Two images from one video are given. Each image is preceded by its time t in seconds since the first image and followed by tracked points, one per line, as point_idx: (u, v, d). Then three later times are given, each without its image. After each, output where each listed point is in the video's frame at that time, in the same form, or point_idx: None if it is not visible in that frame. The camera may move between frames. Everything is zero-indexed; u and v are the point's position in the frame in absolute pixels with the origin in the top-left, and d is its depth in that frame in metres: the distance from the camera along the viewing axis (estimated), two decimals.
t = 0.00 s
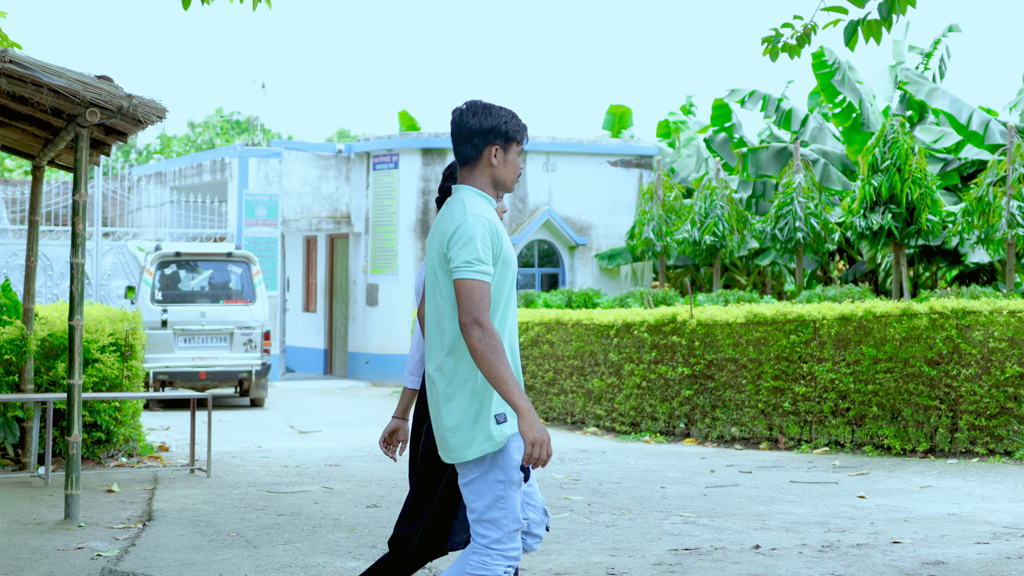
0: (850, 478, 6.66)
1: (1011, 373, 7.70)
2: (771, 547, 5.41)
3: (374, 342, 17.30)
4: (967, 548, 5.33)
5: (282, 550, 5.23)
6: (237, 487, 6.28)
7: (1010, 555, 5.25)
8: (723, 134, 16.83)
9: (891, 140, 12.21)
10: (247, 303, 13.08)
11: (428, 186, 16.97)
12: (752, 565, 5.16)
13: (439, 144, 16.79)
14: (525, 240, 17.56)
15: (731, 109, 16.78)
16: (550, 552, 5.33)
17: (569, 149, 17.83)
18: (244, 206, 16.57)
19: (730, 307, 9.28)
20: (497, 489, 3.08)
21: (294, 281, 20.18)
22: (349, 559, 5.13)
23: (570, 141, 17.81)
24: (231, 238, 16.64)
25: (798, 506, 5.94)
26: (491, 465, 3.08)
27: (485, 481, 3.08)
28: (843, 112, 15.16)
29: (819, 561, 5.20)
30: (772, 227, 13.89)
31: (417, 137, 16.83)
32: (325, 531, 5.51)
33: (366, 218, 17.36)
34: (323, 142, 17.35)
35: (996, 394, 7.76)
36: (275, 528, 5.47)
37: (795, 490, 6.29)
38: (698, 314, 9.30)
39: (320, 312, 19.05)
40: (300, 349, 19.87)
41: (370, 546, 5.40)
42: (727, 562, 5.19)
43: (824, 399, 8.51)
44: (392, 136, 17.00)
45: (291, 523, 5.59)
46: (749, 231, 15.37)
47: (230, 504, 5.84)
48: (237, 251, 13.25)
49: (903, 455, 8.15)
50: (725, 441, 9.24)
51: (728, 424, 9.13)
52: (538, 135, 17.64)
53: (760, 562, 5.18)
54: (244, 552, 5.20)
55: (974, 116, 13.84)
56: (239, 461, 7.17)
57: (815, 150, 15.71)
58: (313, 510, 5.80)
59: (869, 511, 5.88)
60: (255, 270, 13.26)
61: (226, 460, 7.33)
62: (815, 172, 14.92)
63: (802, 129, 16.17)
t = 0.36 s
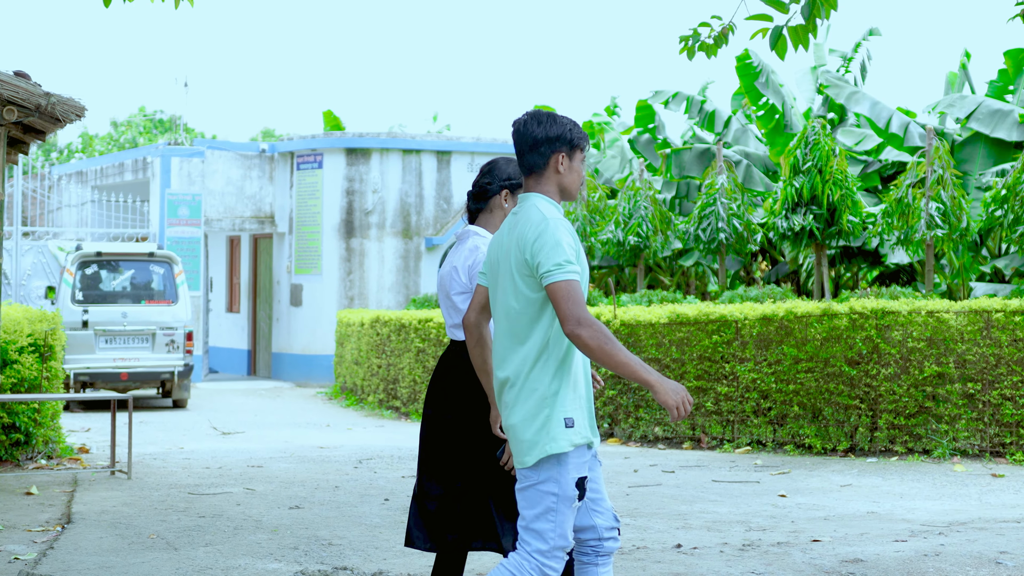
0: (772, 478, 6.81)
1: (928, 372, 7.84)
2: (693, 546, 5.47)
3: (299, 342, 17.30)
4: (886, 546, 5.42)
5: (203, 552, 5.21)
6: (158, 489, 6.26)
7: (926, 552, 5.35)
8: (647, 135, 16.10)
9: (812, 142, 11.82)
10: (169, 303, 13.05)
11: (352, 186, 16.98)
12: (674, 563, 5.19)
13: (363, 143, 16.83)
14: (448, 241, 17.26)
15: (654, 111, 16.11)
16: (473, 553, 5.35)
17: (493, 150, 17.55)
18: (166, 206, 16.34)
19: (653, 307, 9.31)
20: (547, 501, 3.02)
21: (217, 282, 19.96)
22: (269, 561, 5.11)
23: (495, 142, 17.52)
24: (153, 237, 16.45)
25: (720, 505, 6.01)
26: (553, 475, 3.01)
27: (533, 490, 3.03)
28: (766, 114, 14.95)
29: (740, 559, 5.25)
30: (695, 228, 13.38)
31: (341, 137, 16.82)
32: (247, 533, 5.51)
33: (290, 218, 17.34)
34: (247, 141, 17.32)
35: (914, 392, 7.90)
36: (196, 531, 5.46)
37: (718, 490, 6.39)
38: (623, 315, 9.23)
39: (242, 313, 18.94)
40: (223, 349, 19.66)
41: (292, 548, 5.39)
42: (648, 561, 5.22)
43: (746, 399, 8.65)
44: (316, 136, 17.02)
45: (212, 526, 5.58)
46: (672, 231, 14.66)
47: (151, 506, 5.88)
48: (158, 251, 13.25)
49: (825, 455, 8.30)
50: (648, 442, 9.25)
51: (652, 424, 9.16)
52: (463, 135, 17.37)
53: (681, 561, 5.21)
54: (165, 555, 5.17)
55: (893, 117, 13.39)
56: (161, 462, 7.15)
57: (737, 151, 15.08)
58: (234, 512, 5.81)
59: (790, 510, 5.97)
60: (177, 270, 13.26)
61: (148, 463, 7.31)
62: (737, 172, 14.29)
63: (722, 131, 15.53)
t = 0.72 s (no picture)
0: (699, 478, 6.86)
1: (853, 372, 8.00)
2: (621, 546, 5.50)
3: (226, 343, 17.16)
4: (811, 544, 5.48)
5: (129, 554, 5.17)
6: (82, 492, 6.22)
7: (851, 550, 5.42)
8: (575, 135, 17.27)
9: (739, 143, 12.09)
10: (95, 304, 13.01)
11: (280, 186, 16.87)
12: (601, 562, 5.21)
13: (292, 143, 16.79)
14: (377, 240, 17.24)
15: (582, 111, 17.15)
16: (400, 553, 5.34)
17: (423, 150, 17.57)
18: (91, 205, 16.31)
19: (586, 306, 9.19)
20: (675, 480, 3.19)
21: (145, 282, 19.84)
22: (196, 564, 5.07)
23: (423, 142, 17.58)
24: (79, 238, 16.38)
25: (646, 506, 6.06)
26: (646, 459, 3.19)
27: (649, 477, 3.18)
28: (695, 115, 15.60)
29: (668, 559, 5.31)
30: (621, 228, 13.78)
31: (269, 137, 16.76)
32: (173, 535, 5.48)
33: (218, 218, 17.26)
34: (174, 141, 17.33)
35: (839, 392, 8.05)
36: (120, 534, 5.42)
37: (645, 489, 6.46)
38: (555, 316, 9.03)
39: (170, 314, 18.82)
40: (151, 350, 19.58)
41: (218, 550, 5.36)
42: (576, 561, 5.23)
43: (672, 399, 8.55)
44: (244, 135, 16.93)
45: (138, 528, 5.55)
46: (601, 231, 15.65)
47: (75, 509, 5.86)
48: (84, 251, 13.20)
49: (752, 453, 8.38)
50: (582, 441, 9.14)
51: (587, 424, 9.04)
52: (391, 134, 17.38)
53: (609, 560, 5.23)
54: (90, 558, 5.13)
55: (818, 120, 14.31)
56: (86, 464, 7.11)
57: (667, 152, 16.00)
58: (160, 515, 5.80)
59: (717, 510, 6.04)
60: (103, 271, 13.25)
61: (73, 465, 7.27)
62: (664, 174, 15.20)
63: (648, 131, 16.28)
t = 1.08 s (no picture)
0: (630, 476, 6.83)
1: (783, 371, 8.08)
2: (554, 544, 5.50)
3: (157, 343, 17.05)
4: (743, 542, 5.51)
5: (58, 556, 5.12)
6: (11, 493, 6.17)
7: (783, 547, 5.46)
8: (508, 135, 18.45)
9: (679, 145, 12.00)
10: (23, 303, 13.03)
11: (210, 184, 16.80)
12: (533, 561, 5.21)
13: (223, 142, 16.67)
14: (309, 240, 17.20)
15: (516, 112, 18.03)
16: (333, 553, 5.32)
17: (355, 149, 17.52)
18: (20, 203, 16.25)
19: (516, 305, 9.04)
20: (733, 477, 3.40)
21: (73, 281, 19.70)
22: (126, 565, 5.02)
23: (355, 141, 17.49)
24: (6, 236, 16.34)
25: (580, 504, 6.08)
26: (726, 454, 3.40)
27: (709, 471, 3.41)
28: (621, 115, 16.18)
29: (601, 557, 5.49)
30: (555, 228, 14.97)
31: (200, 134, 16.62)
32: (104, 536, 5.44)
33: (148, 216, 17.13)
34: (103, 138, 17.18)
35: (771, 390, 8.11)
36: (50, 536, 5.37)
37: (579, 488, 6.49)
38: (485, 313, 8.93)
39: (100, 312, 18.76)
40: (81, 349, 19.49)
41: (150, 551, 5.31)
42: (509, 560, 5.22)
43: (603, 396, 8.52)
44: (174, 133, 16.83)
45: (68, 530, 5.50)
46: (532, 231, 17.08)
47: (3, 510, 5.81)
48: (12, 250, 13.29)
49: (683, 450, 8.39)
50: (510, 441, 9.02)
51: (513, 424, 8.90)
52: (323, 133, 17.32)
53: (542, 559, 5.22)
54: (18, 560, 5.07)
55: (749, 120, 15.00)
56: (15, 466, 7.05)
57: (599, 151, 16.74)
58: (88, 515, 5.82)
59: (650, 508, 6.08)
60: (31, 270, 13.27)
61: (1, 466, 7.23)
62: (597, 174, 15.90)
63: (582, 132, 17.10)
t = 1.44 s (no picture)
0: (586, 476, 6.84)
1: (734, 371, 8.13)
2: (508, 545, 5.47)
3: (109, 344, 17.04)
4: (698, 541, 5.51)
5: (9, 559, 5.08)
6: None
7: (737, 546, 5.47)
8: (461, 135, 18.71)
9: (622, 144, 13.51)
10: None
11: (162, 184, 16.74)
12: (488, 562, 5.20)
13: (173, 142, 16.57)
14: (262, 240, 17.14)
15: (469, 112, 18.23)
16: (287, 554, 5.29)
17: (307, 149, 17.47)
18: None
19: (468, 307, 9.11)
20: (770, 481, 3.42)
21: (23, 282, 19.47)
22: (78, 567, 4.98)
23: (307, 141, 17.43)
24: None
25: (533, 504, 6.09)
26: (773, 459, 3.41)
27: (750, 470, 3.45)
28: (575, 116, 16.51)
29: (555, 558, 5.26)
30: (511, 228, 15.56)
31: (150, 134, 16.53)
32: (55, 539, 5.40)
33: (99, 217, 17.12)
34: (53, 138, 17.13)
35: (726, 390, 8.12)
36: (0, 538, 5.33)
37: (532, 488, 6.53)
38: (437, 314, 9.02)
39: (49, 314, 18.52)
40: (30, 351, 19.25)
41: (102, 553, 5.27)
42: (463, 561, 5.21)
43: (559, 398, 8.57)
44: (125, 133, 16.77)
45: (19, 532, 5.46)
46: (485, 232, 17.70)
47: None
48: None
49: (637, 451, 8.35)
50: (462, 442, 9.06)
51: (466, 424, 8.97)
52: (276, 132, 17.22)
53: (497, 560, 5.22)
54: None
55: (702, 121, 14.98)
56: None
57: (550, 153, 17.49)
58: (40, 517, 5.77)
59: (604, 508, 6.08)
60: None
61: None
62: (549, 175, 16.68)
63: (535, 132, 17.45)
